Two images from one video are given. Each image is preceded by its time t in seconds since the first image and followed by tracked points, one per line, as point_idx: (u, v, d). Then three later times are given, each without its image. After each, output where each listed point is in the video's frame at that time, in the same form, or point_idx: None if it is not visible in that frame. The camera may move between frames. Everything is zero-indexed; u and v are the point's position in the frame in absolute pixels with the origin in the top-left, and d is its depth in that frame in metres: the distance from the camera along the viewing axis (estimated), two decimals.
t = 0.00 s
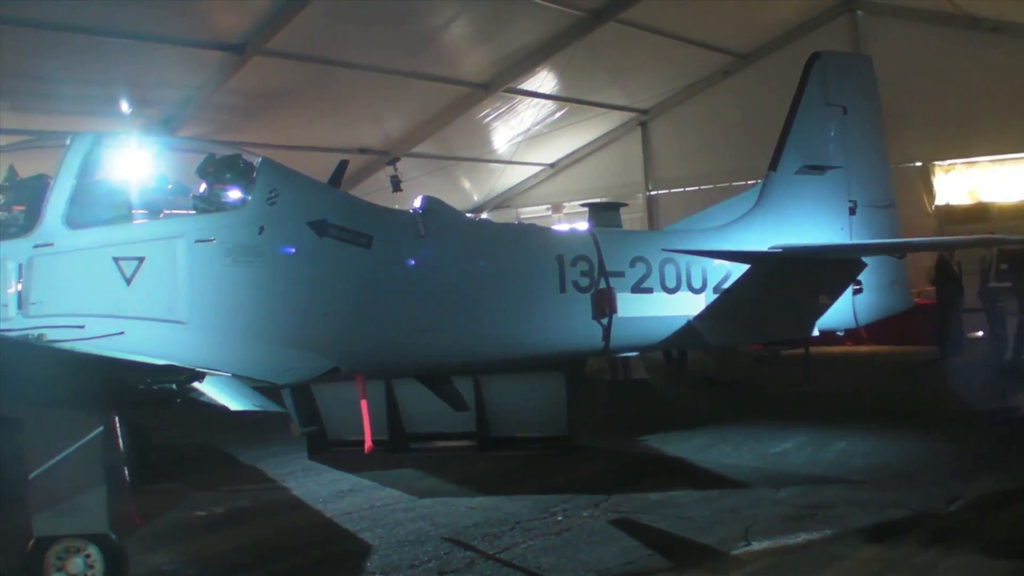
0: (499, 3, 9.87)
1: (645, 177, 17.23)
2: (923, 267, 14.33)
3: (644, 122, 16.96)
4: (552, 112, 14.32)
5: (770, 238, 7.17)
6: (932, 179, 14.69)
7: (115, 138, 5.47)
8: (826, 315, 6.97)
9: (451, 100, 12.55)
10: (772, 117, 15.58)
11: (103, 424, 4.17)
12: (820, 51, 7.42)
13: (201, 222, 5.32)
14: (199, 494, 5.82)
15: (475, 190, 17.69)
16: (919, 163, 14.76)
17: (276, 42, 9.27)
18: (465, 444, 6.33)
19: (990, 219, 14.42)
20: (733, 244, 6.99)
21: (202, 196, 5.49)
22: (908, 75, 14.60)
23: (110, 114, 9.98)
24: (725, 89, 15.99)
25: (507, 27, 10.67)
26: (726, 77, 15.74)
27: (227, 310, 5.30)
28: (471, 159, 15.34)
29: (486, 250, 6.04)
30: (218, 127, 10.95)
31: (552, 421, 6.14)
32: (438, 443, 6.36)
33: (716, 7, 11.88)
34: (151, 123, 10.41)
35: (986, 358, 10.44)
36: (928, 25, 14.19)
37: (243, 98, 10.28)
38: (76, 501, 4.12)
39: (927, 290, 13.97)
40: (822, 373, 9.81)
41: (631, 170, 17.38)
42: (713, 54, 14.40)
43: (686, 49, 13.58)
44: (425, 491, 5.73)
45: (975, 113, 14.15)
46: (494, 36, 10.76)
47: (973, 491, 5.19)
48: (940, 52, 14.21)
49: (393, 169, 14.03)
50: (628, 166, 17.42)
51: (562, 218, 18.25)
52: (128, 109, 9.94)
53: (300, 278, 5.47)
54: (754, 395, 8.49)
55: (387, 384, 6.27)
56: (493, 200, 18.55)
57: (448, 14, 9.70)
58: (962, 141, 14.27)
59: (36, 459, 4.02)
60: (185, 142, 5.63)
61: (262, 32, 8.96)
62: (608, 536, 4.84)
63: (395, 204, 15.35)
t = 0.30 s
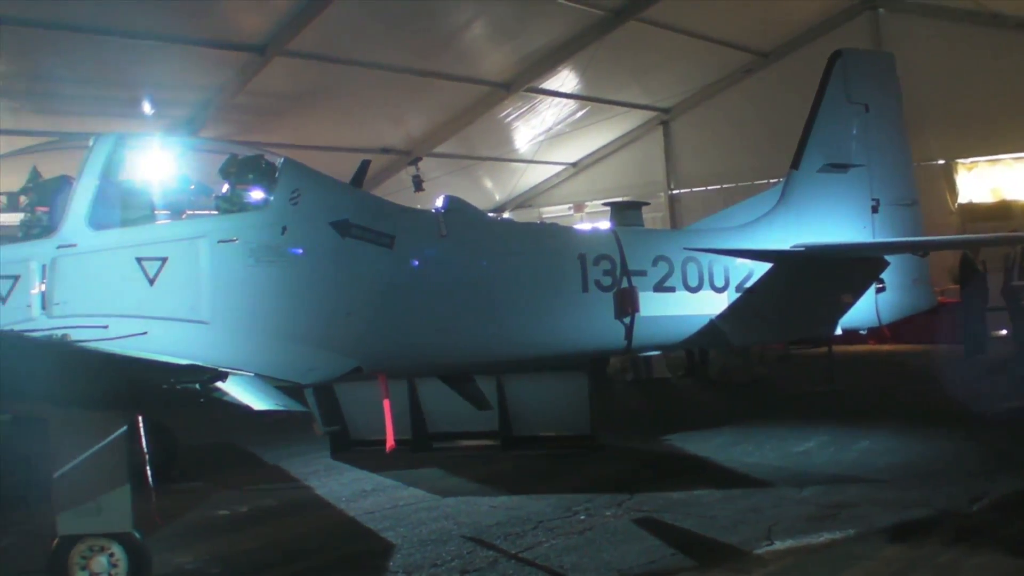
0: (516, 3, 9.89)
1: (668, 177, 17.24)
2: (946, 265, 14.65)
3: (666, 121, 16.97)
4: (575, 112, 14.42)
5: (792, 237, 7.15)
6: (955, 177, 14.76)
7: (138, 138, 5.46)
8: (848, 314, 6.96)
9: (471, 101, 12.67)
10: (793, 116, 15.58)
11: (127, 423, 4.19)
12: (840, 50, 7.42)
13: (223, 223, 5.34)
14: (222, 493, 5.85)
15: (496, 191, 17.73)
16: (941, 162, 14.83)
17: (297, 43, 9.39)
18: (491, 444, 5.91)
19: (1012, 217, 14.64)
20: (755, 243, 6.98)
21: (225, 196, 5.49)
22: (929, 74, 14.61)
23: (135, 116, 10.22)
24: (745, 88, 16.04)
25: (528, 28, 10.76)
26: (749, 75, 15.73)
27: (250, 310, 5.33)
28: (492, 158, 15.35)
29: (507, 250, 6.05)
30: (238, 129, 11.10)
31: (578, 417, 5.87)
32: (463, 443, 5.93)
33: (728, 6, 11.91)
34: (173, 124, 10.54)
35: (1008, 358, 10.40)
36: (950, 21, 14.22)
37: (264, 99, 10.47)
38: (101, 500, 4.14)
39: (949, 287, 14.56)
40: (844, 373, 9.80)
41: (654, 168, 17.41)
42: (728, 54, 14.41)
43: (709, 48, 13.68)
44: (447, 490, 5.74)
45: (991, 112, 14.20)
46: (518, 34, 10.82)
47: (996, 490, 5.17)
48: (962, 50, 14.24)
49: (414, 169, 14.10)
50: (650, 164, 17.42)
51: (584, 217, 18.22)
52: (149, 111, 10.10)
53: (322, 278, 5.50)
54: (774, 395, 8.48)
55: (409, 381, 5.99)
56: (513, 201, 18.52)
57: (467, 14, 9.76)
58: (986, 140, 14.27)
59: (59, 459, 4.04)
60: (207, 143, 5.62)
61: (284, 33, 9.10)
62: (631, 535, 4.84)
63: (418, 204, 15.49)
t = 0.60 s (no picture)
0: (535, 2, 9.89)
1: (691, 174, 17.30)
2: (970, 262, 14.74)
3: (689, 118, 17.05)
4: (598, 110, 14.43)
5: (817, 234, 7.18)
6: (980, 174, 14.61)
7: (162, 139, 5.48)
8: (873, 311, 6.97)
9: (494, 101, 12.75)
10: (816, 114, 15.56)
11: (151, 423, 4.23)
12: (865, 46, 7.40)
13: (247, 223, 5.36)
14: (247, 492, 5.87)
15: (518, 187, 17.79)
16: (966, 158, 14.69)
17: (319, 43, 9.44)
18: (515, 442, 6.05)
19: None
20: (779, 241, 6.99)
21: (248, 197, 5.52)
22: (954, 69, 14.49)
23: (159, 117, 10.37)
24: (766, 87, 16.08)
25: (549, 27, 10.76)
26: (773, 71, 15.75)
27: (275, 310, 5.35)
28: (516, 156, 15.38)
29: (530, 248, 6.05)
30: (262, 128, 11.24)
31: (603, 419, 6.10)
32: (486, 442, 6.07)
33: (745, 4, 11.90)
34: (196, 124, 10.66)
35: None
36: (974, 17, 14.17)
37: (286, 99, 10.57)
38: (127, 499, 4.18)
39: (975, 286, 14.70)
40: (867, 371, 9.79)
41: (676, 167, 17.51)
42: (743, 53, 14.38)
43: (732, 45, 13.66)
44: (472, 489, 5.75)
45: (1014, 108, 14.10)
46: (541, 33, 10.84)
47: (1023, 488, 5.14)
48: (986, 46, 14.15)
49: (438, 168, 14.28)
50: (675, 161, 17.50)
51: (608, 215, 18.53)
52: (172, 110, 10.23)
53: (346, 277, 5.51)
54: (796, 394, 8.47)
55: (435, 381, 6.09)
56: (540, 198, 19.18)
57: (487, 15, 9.81)
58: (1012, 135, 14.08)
59: (85, 458, 4.07)
60: (230, 144, 5.66)
61: (306, 34, 9.15)
62: (655, 534, 4.84)
63: (440, 202, 15.64)
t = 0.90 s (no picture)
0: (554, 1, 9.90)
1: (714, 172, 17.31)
2: (993, 259, 14.63)
3: (712, 116, 17.13)
4: (621, 108, 14.44)
5: (840, 231, 7.23)
6: (1004, 170, 14.33)
7: (184, 139, 5.47)
8: (897, 309, 7.00)
9: (515, 100, 12.79)
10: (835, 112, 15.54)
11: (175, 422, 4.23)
12: (886, 43, 7.43)
13: (271, 222, 5.37)
14: (271, 489, 5.91)
15: (542, 186, 17.80)
16: (989, 154, 14.48)
17: (341, 43, 9.49)
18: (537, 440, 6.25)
19: None
20: (801, 237, 7.08)
21: (271, 196, 5.54)
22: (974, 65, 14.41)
23: (182, 117, 10.45)
24: (785, 86, 16.17)
25: (571, 25, 10.78)
26: (796, 68, 15.82)
27: (298, 310, 5.36)
28: (539, 155, 15.40)
29: (551, 246, 6.05)
30: (285, 127, 11.33)
31: (625, 416, 6.21)
32: (509, 440, 6.27)
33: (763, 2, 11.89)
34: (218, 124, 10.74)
35: None
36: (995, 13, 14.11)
37: (308, 99, 10.63)
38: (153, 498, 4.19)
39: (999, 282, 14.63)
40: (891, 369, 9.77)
41: (699, 165, 17.55)
42: (758, 52, 14.35)
43: (753, 42, 13.64)
44: (496, 487, 5.77)
45: None
46: (563, 30, 10.86)
47: None
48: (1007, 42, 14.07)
49: (460, 166, 14.36)
50: (697, 159, 17.56)
51: (630, 213, 18.46)
52: (195, 110, 10.31)
53: (369, 276, 5.53)
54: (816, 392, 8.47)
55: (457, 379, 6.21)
56: (561, 197, 19.14)
57: (508, 14, 9.85)
58: None
59: (109, 457, 4.09)
60: (252, 143, 5.68)
61: (329, 33, 9.20)
62: (678, 532, 4.84)
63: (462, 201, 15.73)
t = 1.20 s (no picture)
0: None
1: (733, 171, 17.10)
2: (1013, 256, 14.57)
3: (730, 114, 16.89)
4: (640, 106, 14.43)
5: (858, 229, 7.28)
6: None
7: (204, 139, 5.50)
8: (917, 307, 7.01)
9: (533, 100, 12.81)
10: (852, 111, 15.48)
11: (194, 421, 4.18)
12: (906, 40, 7.47)
13: (291, 222, 5.38)
14: (290, 488, 5.93)
15: (562, 186, 17.77)
16: (1010, 152, 14.51)
17: (359, 43, 9.53)
18: (556, 439, 6.53)
19: None
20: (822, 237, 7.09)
21: (290, 196, 5.55)
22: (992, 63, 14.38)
23: (203, 117, 10.48)
24: (799, 86, 16.10)
25: (591, 23, 10.79)
26: (814, 66, 15.71)
27: (317, 309, 5.37)
28: (558, 154, 15.38)
29: (569, 245, 6.05)
30: (303, 127, 11.39)
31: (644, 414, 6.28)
32: (527, 439, 6.56)
33: None
34: (237, 124, 10.79)
35: None
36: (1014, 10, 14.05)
37: (329, 98, 10.68)
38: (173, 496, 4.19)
39: (1019, 279, 14.51)
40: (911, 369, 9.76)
41: (719, 162, 17.28)
42: (771, 53, 14.33)
43: (770, 40, 13.62)
44: (515, 486, 5.78)
45: None
46: (582, 29, 10.88)
47: None
48: None
49: (479, 166, 14.40)
50: (719, 157, 17.28)
51: (649, 211, 18.26)
52: (214, 111, 10.36)
53: (388, 275, 5.54)
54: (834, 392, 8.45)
55: (477, 380, 6.39)
56: (578, 195, 18.75)
57: (527, 12, 9.88)
58: None
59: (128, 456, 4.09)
60: (272, 143, 5.69)
61: (349, 32, 9.24)
62: (697, 531, 4.84)
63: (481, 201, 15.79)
